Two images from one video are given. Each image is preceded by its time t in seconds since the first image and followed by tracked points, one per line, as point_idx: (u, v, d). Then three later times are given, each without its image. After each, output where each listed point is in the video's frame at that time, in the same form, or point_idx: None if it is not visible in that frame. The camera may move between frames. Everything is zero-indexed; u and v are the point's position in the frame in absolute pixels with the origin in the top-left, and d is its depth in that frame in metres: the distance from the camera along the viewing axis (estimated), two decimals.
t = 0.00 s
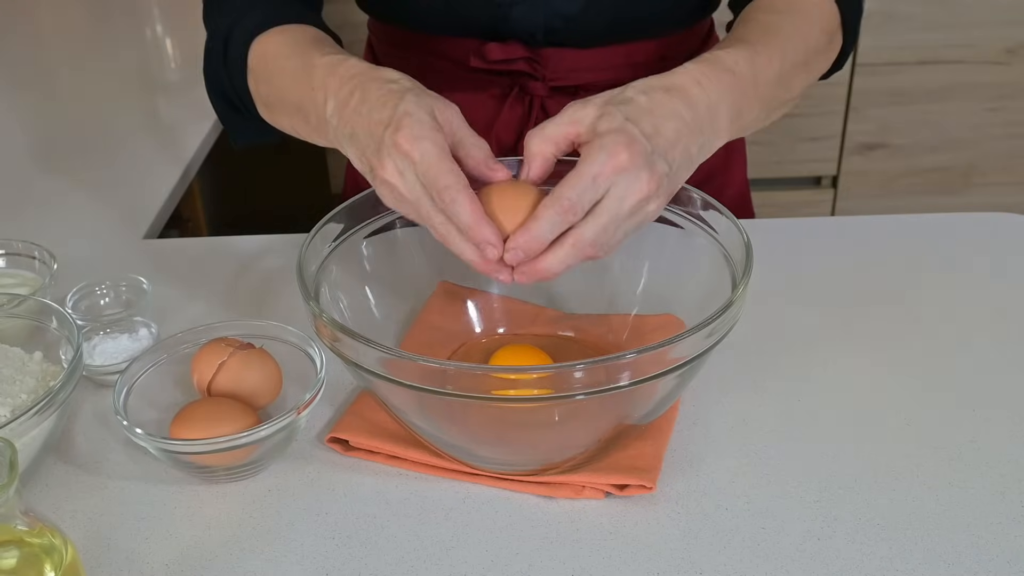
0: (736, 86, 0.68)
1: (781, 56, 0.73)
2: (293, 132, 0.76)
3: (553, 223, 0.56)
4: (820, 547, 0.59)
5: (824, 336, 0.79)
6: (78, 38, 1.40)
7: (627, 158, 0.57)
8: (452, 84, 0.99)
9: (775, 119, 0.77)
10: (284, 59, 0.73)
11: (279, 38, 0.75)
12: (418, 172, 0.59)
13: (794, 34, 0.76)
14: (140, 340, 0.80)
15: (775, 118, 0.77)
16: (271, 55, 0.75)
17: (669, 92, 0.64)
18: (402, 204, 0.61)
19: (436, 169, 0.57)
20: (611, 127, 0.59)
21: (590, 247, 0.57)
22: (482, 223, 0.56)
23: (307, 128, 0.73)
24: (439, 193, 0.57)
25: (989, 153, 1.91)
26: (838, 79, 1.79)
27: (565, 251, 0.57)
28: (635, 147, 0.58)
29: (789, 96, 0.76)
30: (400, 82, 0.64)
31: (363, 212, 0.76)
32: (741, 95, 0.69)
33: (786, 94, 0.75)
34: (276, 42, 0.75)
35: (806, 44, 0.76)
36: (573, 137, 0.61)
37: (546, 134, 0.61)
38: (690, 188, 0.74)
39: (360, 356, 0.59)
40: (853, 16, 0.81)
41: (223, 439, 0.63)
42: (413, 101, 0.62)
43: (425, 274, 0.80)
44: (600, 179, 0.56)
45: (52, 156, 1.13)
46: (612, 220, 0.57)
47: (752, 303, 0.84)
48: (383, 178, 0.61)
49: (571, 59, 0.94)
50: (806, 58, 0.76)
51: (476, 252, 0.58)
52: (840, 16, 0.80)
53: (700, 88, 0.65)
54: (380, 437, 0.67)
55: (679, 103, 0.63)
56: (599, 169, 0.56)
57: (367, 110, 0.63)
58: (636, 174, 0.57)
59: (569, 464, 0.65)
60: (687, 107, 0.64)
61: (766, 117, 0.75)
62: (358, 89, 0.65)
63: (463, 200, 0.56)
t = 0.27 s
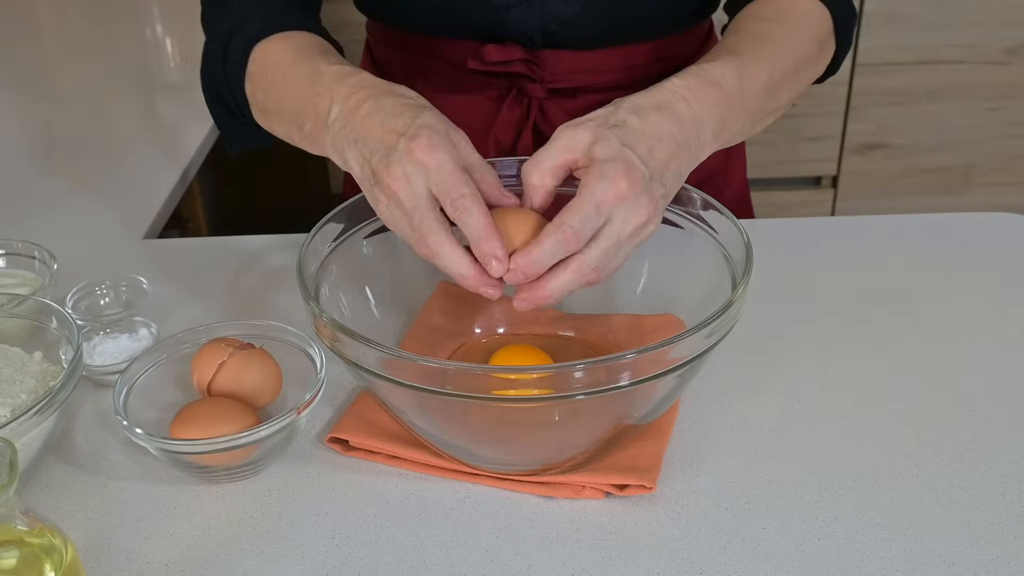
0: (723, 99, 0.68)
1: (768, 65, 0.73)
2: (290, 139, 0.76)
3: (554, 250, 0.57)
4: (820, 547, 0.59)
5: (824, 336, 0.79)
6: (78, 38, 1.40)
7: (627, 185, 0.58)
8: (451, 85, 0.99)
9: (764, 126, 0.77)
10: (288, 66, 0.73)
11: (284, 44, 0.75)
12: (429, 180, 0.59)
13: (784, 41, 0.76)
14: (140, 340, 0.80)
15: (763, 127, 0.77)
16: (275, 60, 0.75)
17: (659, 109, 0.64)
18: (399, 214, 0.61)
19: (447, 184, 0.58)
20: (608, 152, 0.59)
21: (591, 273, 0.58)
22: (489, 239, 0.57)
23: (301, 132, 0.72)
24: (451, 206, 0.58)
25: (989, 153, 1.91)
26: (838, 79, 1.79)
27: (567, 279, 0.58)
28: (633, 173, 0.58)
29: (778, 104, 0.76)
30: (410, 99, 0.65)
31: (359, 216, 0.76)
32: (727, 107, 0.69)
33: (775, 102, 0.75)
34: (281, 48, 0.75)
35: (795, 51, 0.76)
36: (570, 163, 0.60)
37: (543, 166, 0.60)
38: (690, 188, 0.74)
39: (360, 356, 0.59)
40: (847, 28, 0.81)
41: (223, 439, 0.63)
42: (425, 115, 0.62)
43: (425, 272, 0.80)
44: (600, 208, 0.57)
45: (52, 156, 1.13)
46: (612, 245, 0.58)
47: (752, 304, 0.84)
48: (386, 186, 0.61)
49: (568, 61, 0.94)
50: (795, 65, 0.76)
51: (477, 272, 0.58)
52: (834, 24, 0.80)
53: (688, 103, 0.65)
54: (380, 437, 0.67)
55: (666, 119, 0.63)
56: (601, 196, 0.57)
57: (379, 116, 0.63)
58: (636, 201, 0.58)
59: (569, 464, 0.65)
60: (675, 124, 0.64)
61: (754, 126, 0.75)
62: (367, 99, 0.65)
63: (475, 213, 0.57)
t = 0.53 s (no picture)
0: (726, 102, 0.68)
1: (771, 66, 0.73)
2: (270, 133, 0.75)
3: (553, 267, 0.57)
4: (820, 547, 0.59)
5: (824, 336, 0.79)
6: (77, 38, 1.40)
7: (624, 196, 0.57)
8: (450, 86, 0.99)
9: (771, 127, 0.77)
10: (284, 61, 0.74)
11: (282, 40, 0.76)
12: (450, 166, 0.59)
13: (787, 40, 0.76)
14: (140, 340, 0.80)
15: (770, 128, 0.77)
16: (271, 53, 0.75)
17: (660, 116, 0.63)
18: (405, 190, 0.60)
19: (467, 173, 0.59)
20: (606, 162, 0.59)
21: (590, 285, 0.59)
22: (501, 241, 0.59)
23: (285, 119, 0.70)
24: (469, 195, 0.59)
25: (988, 153, 1.91)
26: (838, 80, 1.79)
27: (568, 292, 0.59)
28: (631, 183, 0.58)
29: (783, 105, 0.76)
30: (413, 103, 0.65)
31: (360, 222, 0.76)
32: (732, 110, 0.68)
33: (781, 102, 0.75)
34: (278, 43, 0.76)
35: (798, 50, 0.76)
36: (571, 174, 0.60)
37: (544, 181, 0.60)
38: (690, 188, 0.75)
39: (361, 356, 0.59)
40: (853, 29, 0.81)
41: (222, 439, 0.63)
42: (440, 113, 0.63)
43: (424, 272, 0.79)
44: (597, 221, 0.57)
45: (52, 156, 1.13)
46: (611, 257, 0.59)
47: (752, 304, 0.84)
48: (398, 159, 0.60)
49: (567, 61, 0.94)
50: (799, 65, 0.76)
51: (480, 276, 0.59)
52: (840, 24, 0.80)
53: (690, 108, 0.65)
54: (380, 437, 0.67)
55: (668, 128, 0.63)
56: (599, 207, 0.57)
57: (397, 105, 0.64)
58: (635, 210, 0.58)
59: (569, 464, 0.65)
60: (677, 131, 0.63)
61: (760, 128, 0.75)
62: (372, 97, 0.65)
63: (490, 209, 0.59)
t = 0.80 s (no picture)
0: (727, 106, 0.67)
1: (772, 67, 0.73)
2: (265, 136, 0.75)
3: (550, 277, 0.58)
4: (820, 547, 0.59)
5: (824, 336, 0.79)
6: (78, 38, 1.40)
7: (620, 206, 0.57)
8: (450, 87, 0.99)
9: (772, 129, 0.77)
10: (279, 63, 0.73)
11: (279, 43, 0.75)
12: (447, 181, 0.59)
13: (787, 41, 0.76)
14: (140, 340, 0.80)
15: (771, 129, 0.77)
16: (266, 56, 0.75)
17: (658, 122, 0.63)
18: (402, 209, 0.60)
19: (465, 186, 0.59)
20: (602, 171, 0.58)
21: (587, 291, 0.60)
22: (504, 250, 0.59)
23: (282, 124, 0.70)
24: (468, 206, 0.59)
25: (989, 153, 1.91)
26: (838, 80, 1.79)
27: (566, 298, 0.60)
28: (628, 192, 0.58)
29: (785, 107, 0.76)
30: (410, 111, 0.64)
31: (359, 225, 0.76)
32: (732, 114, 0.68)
33: (782, 103, 0.74)
34: (274, 45, 0.75)
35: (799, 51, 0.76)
36: (565, 180, 0.60)
37: (539, 186, 0.60)
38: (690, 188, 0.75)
39: (361, 356, 0.59)
40: (855, 34, 0.81)
41: (222, 439, 0.63)
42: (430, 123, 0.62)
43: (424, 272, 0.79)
44: (594, 231, 0.57)
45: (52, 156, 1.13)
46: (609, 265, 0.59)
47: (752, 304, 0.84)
48: (393, 180, 0.59)
49: (567, 63, 0.94)
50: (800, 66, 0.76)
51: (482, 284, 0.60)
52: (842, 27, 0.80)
53: (689, 112, 0.64)
54: (380, 437, 0.67)
55: (669, 133, 0.62)
56: (596, 217, 0.57)
57: (391, 117, 0.63)
58: (631, 219, 0.58)
59: (569, 464, 0.65)
60: (677, 136, 0.63)
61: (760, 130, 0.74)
62: (372, 97, 0.65)
63: (489, 220, 0.58)
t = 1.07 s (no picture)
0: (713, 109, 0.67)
1: (761, 66, 0.72)
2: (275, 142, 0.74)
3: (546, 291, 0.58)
4: (820, 547, 0.59)
5: (824, 336, 0.79)
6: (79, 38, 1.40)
7: (612, 219, 0.57)
8: (449, 87, 0.99)
9: (762, 130, 0.76)
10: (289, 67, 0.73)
11: (288, 48, 0.75)
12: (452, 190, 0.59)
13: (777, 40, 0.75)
14: (140, 340, 0.80)
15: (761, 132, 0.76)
16: (273, 62, 0.74)
17: (647, 129, 0.63)
18: (405, 218, 0.60)
19: (472, 197, 0.59)
20: (591, 184, 0.58)
21: (581, 304, 0.60)
22: (505, 262, 0.59)
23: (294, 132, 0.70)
24: (470, 217, 0.59)
25: (988, 153, 1.91)
26: (838, 80, 1.79)
27: (563, 312, 0.60)
28: (619, 205, 0.58)
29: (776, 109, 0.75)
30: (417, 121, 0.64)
31: (359, 225, 0.76)
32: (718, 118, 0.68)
33: (773, 105, 0.74)
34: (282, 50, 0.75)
35: (790, 51, 0.75)
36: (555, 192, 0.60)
37: (528, 198, 0.60)
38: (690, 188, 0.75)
39: (361, 356, 0.59)
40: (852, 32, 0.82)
41: (222, 439, 0.63)
42: (443, 134, 0.62)
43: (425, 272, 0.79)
44: (586, 245, 0.57)
45: (52, 155, 1.13)
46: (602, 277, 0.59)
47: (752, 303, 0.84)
48: (399, 188, 0.59)
49: (566, 63, 0.94)
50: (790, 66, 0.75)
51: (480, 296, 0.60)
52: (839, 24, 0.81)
53: (676, 118, 0.64)
54: (380, 437, 0.67)
55: (656, 139, 0.62)
56: (585, 231, 0.57)
57: (404, 126, 0.63)
58: (623, 231, 0.58)
59: (569, 464, 0.65)
60: (664, 142, 0.62)
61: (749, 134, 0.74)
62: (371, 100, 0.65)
63: (493, 230, 0.58)
